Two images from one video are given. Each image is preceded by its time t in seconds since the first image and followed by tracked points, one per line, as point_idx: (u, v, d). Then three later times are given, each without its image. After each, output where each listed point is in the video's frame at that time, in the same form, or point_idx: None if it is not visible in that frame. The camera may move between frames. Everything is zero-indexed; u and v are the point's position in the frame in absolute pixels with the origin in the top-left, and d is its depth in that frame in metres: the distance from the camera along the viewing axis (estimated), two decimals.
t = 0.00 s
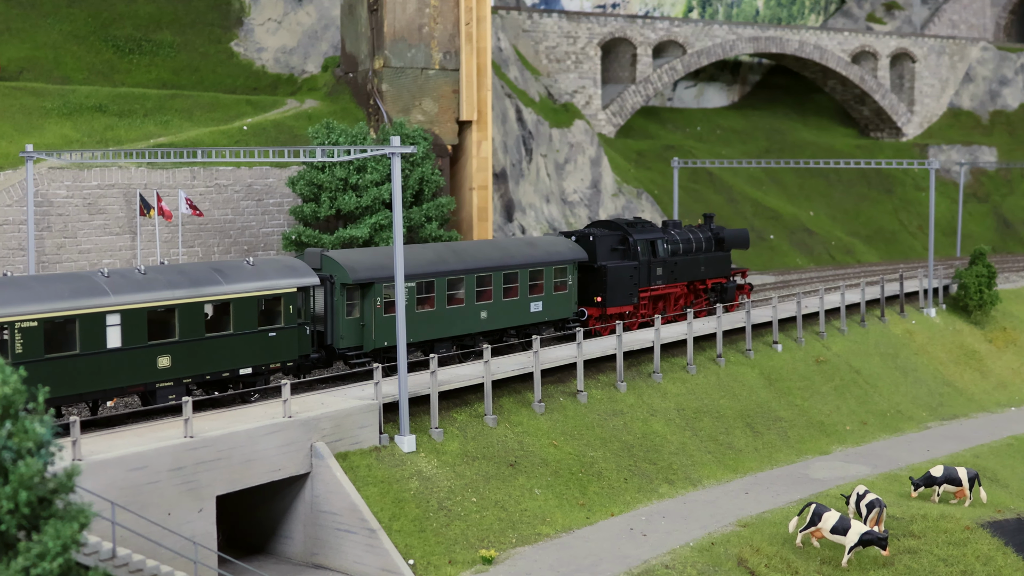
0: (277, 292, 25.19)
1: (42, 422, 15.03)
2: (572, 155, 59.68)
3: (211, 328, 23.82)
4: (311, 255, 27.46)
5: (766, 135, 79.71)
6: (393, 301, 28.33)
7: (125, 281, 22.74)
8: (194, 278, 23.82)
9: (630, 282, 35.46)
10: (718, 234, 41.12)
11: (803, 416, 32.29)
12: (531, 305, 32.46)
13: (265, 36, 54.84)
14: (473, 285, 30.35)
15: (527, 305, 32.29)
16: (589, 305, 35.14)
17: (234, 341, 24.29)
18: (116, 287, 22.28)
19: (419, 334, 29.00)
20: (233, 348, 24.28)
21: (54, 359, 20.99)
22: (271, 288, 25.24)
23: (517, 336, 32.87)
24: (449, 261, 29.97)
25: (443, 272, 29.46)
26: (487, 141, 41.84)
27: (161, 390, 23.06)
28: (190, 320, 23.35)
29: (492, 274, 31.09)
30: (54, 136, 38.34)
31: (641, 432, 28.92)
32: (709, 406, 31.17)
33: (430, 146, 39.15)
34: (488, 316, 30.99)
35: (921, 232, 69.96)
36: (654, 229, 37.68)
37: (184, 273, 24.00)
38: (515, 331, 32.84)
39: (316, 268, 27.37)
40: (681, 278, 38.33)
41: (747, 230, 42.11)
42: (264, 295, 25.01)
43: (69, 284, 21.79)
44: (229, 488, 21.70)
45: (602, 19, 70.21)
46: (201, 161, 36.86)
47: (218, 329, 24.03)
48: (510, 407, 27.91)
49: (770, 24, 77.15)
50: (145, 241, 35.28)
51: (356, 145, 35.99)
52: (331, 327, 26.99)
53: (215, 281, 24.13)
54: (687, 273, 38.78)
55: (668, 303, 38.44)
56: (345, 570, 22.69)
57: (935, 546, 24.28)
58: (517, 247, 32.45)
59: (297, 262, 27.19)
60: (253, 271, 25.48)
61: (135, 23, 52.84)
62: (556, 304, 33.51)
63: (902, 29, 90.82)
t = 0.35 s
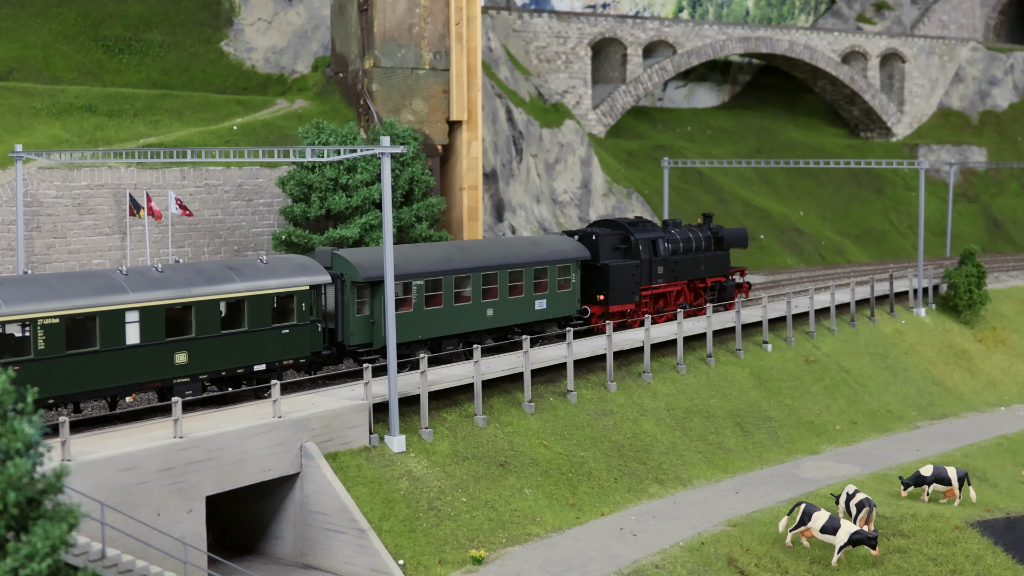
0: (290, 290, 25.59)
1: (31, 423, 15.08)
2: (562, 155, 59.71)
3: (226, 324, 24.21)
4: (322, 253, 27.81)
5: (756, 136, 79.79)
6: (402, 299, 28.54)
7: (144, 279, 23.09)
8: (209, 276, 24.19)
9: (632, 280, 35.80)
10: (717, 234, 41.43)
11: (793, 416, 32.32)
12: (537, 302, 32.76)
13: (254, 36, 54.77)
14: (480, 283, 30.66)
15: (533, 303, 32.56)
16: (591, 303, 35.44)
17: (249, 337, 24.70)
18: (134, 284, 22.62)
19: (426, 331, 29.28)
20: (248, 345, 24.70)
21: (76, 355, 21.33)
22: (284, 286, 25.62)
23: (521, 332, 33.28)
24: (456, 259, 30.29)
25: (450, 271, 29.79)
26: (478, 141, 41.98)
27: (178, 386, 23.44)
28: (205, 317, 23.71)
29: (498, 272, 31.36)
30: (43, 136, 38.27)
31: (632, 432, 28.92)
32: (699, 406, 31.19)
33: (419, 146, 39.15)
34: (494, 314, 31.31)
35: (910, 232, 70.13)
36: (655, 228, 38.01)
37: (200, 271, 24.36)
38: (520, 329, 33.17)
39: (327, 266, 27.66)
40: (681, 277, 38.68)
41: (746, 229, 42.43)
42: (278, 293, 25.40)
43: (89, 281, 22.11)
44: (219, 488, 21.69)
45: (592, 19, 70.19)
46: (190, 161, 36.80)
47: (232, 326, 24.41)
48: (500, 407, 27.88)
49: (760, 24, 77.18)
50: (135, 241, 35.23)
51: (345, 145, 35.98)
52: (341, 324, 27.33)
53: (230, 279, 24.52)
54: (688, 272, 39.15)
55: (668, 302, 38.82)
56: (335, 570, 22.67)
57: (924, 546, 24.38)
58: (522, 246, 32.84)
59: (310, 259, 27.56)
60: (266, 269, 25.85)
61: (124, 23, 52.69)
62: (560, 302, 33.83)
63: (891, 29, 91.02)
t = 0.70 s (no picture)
0: (303, 288, 26.15)
1: (18, 423, 15.07)
2: (551, 155, 59.69)
3: (243, 321, 24.75)
4: (332, 252, 28.29)
5: (745, 136, 79.87)
6: (411, 297, 28.99)
7: (163, 276, 23.61)
8: (226, 273, 24.70)
9: (633, 279, 36.24)
10: (716, 232, 41.79)
11: (781, 416, 32.35)
12: (541, 300, 33.29)
13: (243, 36, 54.73)
14: (486, 281, 31.19)
15: (537, 300, 33.11)
16: (594, 301, 35.92)
17: (264, 334, 25.22)
18: (154, 283, 23.14)
19: (434, 328, 29.73)
20: (263, 341, 25.21)
21: (97, 351, 21.87)
22: (298, 284, 26.18)
23: (526, 330, 33.82)
24: (463, 258, 30.85)
25: (457, 268, 30.30)
26: (466, 141, 42.05)
27: (196, 381, 23.97)
28: (223, 314, 24.25)
29: (504, 271, 31.93)
30: (31, 136, 38.20)
31: (620, 432, 28.92)
32: (687, 406, 31.20)
33: (408, 145, 39.17)
34: (500, 311, 31.83)
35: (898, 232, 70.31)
36: (655, 228, 38.50)
37: (217, 269, 24.88)
38: (523, 326, 33.66)
39: (338, 264, 28.07)
40: (681, 275, 39.13)
41: (744, 229, 42.56)
42: (292, 291, 25.96)
43: (111, 278, 22.64)
44: (207, 489, 21.67)
45: (581, 19, 70.19)
46: (179, 161, 36.75)
47: (248, 323, 24.95)
48: (488, 407, 27.86)
49: (748, 24, 77.27)
50: (123, 241, 35.16)
51: (334, 145, 35.96)
52: (352, 321, 27.87)
53: (246, 277, 25.02)
54: (687, 270, 39.61)
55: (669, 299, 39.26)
56: (323, 571, 22.64)
57: (912, 545, 24.46)
58: (527, 245, 33.39)
59: (321, 259, 28.03)
60: (280, 267, 26.40)
61: (113, 22, 52.60)
62: (563, 299, 34.30)
63: (880, 29, 91.29)
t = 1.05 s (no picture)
0: (316, 285, 26.96)
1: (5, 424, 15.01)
2: (540, 155, 59.76)
3: (259, 318, 25.51)
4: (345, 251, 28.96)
5: (733, 136, 79.97)
6: (420, 294, 29.64)
7: (180, 274, 24.27)
8: (242, 271, 25.43)
9: (635, 277, 36.80)
10: (715, 232, 42.20)
11: (770, 415, 32.39)
12: (545, 297, 33.85)
13: (231, 36, 54.69)
14: (492, 279, 31.89)
15: (541, 298, 33.68)
16: (596, 299, 36.49)
17: (278, 330, 25.99)
18: (174, 280, 23.82)
19: (442, 325, 30.34)
20: (277, 337, 25.98)
21: (118, 347, 22.49)
22: (311, 282, 26.96)
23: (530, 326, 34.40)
24: (470, 256, 31.53)
25: (465, 267, 30.95)
26: (454, 141, 42.10)
27: (212, 376, 24.68)
28: (240, 311, 25.01)
29: (509, 269, 32.52)
30: (18, 136, 38.10)
31: (608, 432, 28.94)
32: (675, 406, 31.23)
33: (397, 145, 39.13)
34: (506, 309, 32.46)
35: (886, 232, 70.53)
36: (656, 227, 39.00)
37: (233, 267, 25.60)
38: (528, 323, 34.24)
39: (350, 263, 28.80)
40: (681, 273, 39.59)
41: (742, 228, 43.20)
42: (305, 288, 26.75)
43: (132, 276, 23.31)
44: (194, 490, 21.63)
45: (569, 19, 70.22)
46: (166, 161, 36.69)
47: (263, 319, 25.71)
48: (476, 407, 27.85)
49: (737, 24, 77.33)
50: (111, 241, 35.09)
51: (322, 145, 35.96)
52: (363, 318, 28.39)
53: (261, 275, 25.78)
54: (687, 269, 40.11)
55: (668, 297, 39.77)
56: (311, 571, 22.61)
57: (900, 544, 24.52)
58: (531, 244, 33.99)
59: (334, 258, 28.91)
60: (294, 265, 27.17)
61: (101, 22, 52.47)
62: (567, 297, 34.89)
63: (868, 30, 91.59)
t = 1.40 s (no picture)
0: (331, 283, 27.58)
1: None
2: (530, 155, 59.89)
3: (276, 314, 26.13)
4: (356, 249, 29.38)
5: (723, 136, 80.07)
6: (431, 292, 30.09)
7: (200, 272, 24.89)
8: (259, 270, 26.05)
9: (638, 276, 37.30)
10: (715, 231, 42.69)
11: (760, 415, 32.41)
12: (551, 295, 34.35)
13: (221, 36, 54.64)
14: (500, 276, 32.43)
15: (547, 296, 34.19)
16: (600, 297, 37.02)
17: (294, 327, 26.60)
18: (193, 277, 24.43)
19: (451, 321, 30.85)
20: (293, 334, 26.61)
21: (140, 343, 23.12)
22: (325, 279, 27.58)
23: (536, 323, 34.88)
24: (479, 254, 32.00)
25: (473, 265, 31.44)
26: (445, 141, 42.06)
27: (231, 372, 25.32)
28: (258, 307, 25.64)
29: (517, 266, 33.05)
30: (7, 136, 38.02)
31: (598, 432, 28.92)
32: (666, 405, 31.25)
33: (387, 145, 39.14)
34: (513, 306, 32.97)
35: (877, 232, 70.72)
36: (658, 226, 39.42)
37: (250, 265, 26.23)
38: (534, 320, 34.66)
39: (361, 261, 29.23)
40: (682, 272, 40.13)
41: (742, 227, 43.78)
42: (320, 286, 27.37)
43: (153, 273, 23.93)
44: (184, 490, 21.60)
45: (560, 19, 70.21)
46: (157, 161, 36.63)
47: (280, 316, 26.34)
48: (467, 407, 27.83)
49: (727, 24, 77.42)
50: (101, 241, 35.04)
51: (312, 145, 35.93)
52: (375, 316, 28.78)
53: (278, 273, 26.39)
54: (687, 267, 40.65)
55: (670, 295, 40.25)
56: (302, 571, 22.57)
57: (890, 543, 24.55)
58: (536, 241, 34.45)
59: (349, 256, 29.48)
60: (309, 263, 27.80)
61: (90, 22, 52.43)
62: (572, 295, 35.43)
63: (858, 30, 91.94)
